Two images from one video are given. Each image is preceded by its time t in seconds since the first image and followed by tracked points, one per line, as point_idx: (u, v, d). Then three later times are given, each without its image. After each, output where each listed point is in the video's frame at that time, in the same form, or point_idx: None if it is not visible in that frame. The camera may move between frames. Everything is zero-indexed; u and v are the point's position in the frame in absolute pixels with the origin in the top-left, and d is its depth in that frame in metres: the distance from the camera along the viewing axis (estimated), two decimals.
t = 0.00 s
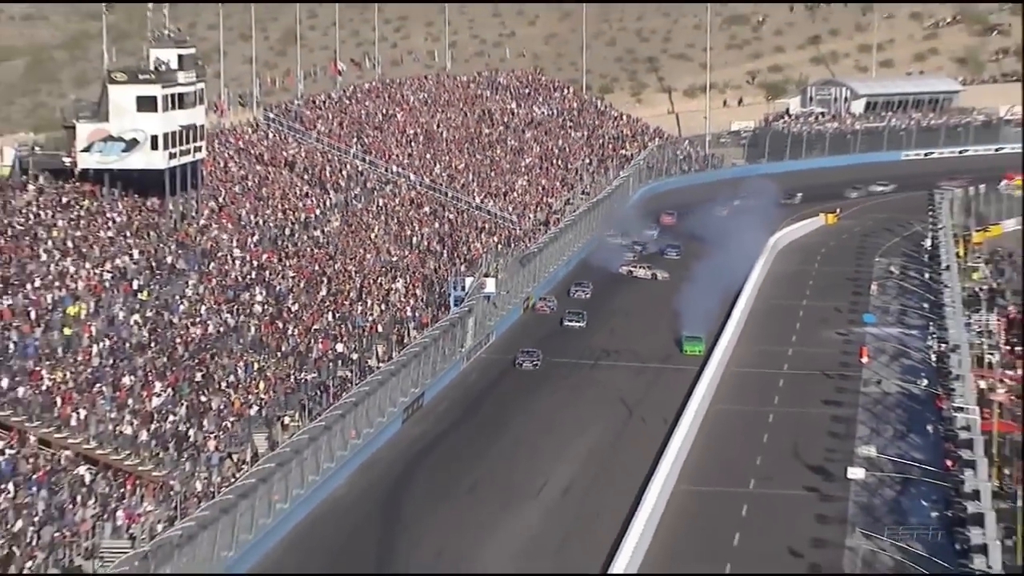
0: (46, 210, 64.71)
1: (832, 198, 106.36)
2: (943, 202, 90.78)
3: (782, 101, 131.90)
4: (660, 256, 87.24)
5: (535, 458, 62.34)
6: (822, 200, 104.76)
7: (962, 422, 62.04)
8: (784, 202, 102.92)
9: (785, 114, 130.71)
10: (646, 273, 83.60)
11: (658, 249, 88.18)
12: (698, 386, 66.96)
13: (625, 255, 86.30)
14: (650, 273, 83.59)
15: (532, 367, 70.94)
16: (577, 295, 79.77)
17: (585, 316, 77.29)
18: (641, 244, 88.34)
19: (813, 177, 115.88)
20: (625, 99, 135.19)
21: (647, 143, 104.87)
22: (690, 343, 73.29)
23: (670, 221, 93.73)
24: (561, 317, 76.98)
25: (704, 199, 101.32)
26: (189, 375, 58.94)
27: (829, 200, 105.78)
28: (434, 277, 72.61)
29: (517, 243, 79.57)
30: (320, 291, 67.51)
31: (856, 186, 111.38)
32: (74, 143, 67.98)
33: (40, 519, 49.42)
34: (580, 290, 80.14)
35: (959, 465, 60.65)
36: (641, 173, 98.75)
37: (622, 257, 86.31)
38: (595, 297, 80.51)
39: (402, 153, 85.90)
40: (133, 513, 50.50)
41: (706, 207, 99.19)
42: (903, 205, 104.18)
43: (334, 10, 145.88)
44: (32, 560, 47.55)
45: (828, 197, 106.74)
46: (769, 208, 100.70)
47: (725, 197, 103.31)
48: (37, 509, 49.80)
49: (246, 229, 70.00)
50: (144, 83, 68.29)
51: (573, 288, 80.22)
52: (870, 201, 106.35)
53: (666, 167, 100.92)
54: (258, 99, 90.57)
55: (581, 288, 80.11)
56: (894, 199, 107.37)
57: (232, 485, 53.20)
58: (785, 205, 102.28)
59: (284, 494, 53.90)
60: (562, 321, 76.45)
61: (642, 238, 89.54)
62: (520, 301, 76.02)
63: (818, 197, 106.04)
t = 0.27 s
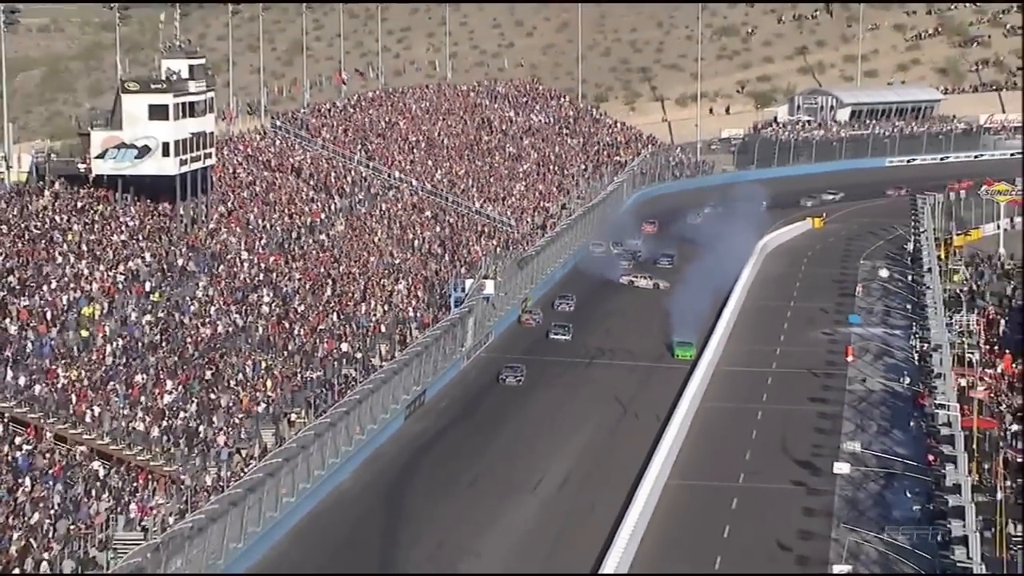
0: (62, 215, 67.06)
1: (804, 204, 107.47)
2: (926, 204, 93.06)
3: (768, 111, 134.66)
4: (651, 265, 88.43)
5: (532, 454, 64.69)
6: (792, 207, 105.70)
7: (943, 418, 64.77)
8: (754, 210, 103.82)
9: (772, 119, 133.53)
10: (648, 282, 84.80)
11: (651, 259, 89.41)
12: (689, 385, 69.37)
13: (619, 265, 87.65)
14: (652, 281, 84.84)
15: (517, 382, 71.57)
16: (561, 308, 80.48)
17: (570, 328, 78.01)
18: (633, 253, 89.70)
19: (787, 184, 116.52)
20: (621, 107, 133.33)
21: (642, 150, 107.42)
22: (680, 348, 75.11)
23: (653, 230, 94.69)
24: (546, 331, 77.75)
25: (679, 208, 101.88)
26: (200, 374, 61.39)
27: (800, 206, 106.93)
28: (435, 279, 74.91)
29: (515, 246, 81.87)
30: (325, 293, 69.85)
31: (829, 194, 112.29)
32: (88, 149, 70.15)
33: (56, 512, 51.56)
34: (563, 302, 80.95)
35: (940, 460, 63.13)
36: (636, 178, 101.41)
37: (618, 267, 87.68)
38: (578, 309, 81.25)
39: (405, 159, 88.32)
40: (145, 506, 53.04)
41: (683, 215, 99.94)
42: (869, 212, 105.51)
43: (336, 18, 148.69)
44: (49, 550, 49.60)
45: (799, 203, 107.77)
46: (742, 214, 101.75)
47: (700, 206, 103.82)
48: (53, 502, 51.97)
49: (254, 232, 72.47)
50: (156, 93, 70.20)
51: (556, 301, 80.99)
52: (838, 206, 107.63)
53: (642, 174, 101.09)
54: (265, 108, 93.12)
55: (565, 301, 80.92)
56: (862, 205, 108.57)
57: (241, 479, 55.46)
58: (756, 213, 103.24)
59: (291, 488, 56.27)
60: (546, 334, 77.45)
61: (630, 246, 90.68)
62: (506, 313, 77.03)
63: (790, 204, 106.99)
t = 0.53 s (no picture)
0: (61, 216, 67.14)
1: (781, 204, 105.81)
2: (926, 206, 92.99)
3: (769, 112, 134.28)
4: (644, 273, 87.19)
5: (531, 454, 64.67)
6: (770, 210, 104.04)
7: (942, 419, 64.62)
8: (733, 213, 102.05)
9: (774, 123, 131.59)
10: (657, 291, 83.47)
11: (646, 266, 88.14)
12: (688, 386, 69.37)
13: (618, 270, 86.67)
14: (661, 290, 83.50)
15: (501, 402, 69.52)
16: (548, 321, 78.66)
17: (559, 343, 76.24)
18: (629, 259, 88.09)
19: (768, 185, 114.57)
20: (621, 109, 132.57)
21: (641, 151, 107.48)
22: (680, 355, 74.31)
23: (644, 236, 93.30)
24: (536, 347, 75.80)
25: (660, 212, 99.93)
26: (199, 375, 61.38)
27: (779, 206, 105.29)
28: (434, 280, 74.80)
29: (514, 247, 81.79)
30: (324, 294, 69.81)
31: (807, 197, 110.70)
32: (87, 151, 69.58)
33: (55, 513, 51.51)
34: (550, 316, 79.06)
35: (939, 461, 63.06)
36: (636, 177, 101.51)
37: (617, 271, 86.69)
38: (565, 322, 79.40)
39: (404, 160, 88.40)
40: (145, 507, 52.72)
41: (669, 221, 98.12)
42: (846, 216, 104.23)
43: (336, 19, 148.97)
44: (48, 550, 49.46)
45: (774, 203, 106.01)
46: (726, 218, 100.19)
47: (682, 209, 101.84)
48: (52, 503, 51.89)
49: (253, 234, 72.62)
50: (155, 94, 69.46)
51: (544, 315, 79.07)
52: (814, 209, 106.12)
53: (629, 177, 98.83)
54: (264, 109, 93.24)
55: (553, 314, 78.98)
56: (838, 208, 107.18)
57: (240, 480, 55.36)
58: (736, 215, 101.53)
59: (289, 489, 56.24)
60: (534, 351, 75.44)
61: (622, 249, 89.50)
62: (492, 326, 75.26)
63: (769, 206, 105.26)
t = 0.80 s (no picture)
0: (50, 215, 66.00)
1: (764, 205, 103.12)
2: (932, 204, 91.70)
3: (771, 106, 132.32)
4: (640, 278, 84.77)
5: (530, 457, 63.40)
6: (754, 211, 101.28)
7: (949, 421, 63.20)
8: (716, 215, 99.29)
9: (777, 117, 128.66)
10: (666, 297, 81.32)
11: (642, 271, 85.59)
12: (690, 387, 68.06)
13: (619, 274, 84.80)
14: (670, 296, 81.28)
15: (483, 421, 66.38)
16: (534, 333, 75.73)
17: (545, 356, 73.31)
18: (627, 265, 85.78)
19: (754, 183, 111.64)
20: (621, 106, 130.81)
21: (641, 150, 106.31)
22: (679, 361, 72.43)
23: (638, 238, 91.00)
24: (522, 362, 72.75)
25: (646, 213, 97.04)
26: (191, 376, 60.07)
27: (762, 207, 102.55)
28: (431, 279, 73.42)
29: (512, 246, 80.50)
30: (319, 293, 68.52)
31: (792, 197, 107.98)
32: (77, 148, 68.26)
33: (44, 517, 50.12)
34: (535, 329, 76.06)
35: (946, 464, 61.73)
36: (637, 175, 100.34)
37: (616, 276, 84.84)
38: (552, 335, 76.43)
39: (401, 158, 87.34)
40: (136, 511, 51.43)
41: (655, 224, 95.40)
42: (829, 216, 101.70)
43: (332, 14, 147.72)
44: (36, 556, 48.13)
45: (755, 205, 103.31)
46: (714, 221, 97.61)
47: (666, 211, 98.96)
48: (42, 507, 50.56)
49: (246, 232, 71.36)
50: (147, 90, 68.09)
51: (529, 328, 76.05)
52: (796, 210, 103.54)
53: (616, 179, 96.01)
54: (258, 105, 92.12)
55: (539, 327, 75.99)
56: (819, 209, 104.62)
57: (233, 484, 54.00)
58: (721, 217, 98.85)
59: (283, 493, 54.86)
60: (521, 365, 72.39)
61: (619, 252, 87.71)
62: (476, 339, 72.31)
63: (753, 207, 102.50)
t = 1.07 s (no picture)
0: (30, 210, 63.39)
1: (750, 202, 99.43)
2: (948, 199, 89.30)
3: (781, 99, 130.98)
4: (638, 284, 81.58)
5: (529, 462, 61.04)
6: (740, 210, 97.53)
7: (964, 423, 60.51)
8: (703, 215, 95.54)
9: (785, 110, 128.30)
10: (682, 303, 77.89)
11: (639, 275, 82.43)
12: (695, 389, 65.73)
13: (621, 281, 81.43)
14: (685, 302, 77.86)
15: (463, 446, 62.04)
16: (518, 348, 71.71)
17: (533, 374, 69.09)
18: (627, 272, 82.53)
19: (742, 179, 107.66)
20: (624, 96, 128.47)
21: (645, 140, 103.58)
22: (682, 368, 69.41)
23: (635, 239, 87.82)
24: (507, 379, 68.63)
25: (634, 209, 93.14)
26: (177, 377, 57.62)
27: (748, 205, 98.85)
28: (427, 278, 71.06)
29: (511, 242, 78.17)
30: (310, 292, 66.20)
31: (779, 194, 104.21)
32: (59, 140, 66.21)
33: (24, 524, 47.99)
34: (519, 343, 72.06)
35: (962, 469, 59.44)
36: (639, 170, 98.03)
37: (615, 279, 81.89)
38: (538, 350, 72.31)
39: (395, 151, 84.85)
40: (120, 517, 49.26)
41: (644, 224, 91.79)
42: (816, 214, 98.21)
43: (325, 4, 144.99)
44: (16, 566, 45.97)
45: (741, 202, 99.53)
46: (703, 220, 93.98)
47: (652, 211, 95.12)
48: (21, 514, 48.36)
49: (235, 228, 68.94)
50: (131, 80, 65.80)
51: (512, 342, 72.01)
52: (782, 207, 99.91)
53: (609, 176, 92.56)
54: (248, 96, 89.62)
55: (523, 341, 71.97)
56: (805, 206, 101.01)
57: (221, 490, 51.60)
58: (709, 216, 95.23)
59: (274, 498, 52.50)
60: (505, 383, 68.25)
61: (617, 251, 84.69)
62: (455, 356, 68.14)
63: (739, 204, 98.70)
